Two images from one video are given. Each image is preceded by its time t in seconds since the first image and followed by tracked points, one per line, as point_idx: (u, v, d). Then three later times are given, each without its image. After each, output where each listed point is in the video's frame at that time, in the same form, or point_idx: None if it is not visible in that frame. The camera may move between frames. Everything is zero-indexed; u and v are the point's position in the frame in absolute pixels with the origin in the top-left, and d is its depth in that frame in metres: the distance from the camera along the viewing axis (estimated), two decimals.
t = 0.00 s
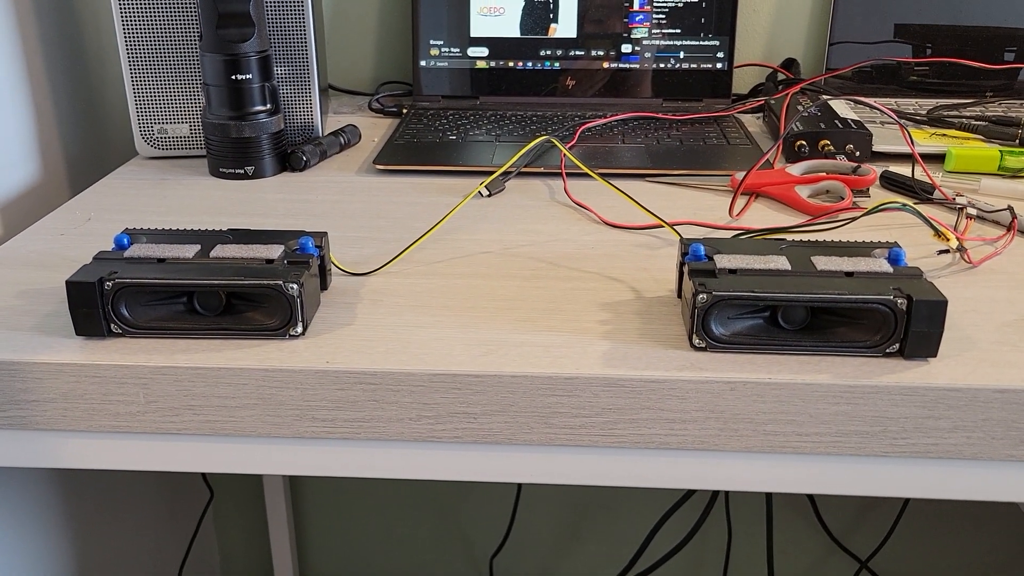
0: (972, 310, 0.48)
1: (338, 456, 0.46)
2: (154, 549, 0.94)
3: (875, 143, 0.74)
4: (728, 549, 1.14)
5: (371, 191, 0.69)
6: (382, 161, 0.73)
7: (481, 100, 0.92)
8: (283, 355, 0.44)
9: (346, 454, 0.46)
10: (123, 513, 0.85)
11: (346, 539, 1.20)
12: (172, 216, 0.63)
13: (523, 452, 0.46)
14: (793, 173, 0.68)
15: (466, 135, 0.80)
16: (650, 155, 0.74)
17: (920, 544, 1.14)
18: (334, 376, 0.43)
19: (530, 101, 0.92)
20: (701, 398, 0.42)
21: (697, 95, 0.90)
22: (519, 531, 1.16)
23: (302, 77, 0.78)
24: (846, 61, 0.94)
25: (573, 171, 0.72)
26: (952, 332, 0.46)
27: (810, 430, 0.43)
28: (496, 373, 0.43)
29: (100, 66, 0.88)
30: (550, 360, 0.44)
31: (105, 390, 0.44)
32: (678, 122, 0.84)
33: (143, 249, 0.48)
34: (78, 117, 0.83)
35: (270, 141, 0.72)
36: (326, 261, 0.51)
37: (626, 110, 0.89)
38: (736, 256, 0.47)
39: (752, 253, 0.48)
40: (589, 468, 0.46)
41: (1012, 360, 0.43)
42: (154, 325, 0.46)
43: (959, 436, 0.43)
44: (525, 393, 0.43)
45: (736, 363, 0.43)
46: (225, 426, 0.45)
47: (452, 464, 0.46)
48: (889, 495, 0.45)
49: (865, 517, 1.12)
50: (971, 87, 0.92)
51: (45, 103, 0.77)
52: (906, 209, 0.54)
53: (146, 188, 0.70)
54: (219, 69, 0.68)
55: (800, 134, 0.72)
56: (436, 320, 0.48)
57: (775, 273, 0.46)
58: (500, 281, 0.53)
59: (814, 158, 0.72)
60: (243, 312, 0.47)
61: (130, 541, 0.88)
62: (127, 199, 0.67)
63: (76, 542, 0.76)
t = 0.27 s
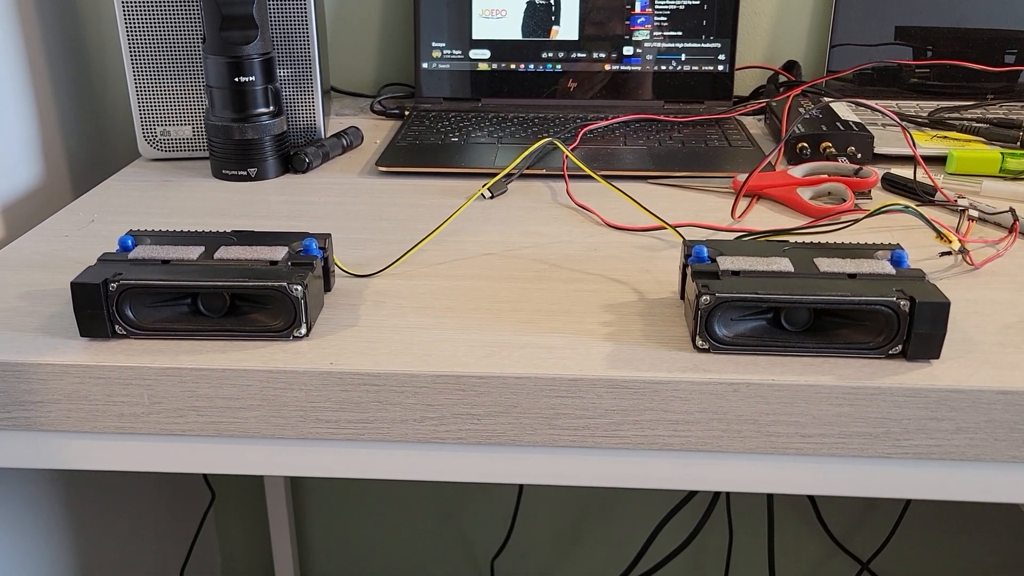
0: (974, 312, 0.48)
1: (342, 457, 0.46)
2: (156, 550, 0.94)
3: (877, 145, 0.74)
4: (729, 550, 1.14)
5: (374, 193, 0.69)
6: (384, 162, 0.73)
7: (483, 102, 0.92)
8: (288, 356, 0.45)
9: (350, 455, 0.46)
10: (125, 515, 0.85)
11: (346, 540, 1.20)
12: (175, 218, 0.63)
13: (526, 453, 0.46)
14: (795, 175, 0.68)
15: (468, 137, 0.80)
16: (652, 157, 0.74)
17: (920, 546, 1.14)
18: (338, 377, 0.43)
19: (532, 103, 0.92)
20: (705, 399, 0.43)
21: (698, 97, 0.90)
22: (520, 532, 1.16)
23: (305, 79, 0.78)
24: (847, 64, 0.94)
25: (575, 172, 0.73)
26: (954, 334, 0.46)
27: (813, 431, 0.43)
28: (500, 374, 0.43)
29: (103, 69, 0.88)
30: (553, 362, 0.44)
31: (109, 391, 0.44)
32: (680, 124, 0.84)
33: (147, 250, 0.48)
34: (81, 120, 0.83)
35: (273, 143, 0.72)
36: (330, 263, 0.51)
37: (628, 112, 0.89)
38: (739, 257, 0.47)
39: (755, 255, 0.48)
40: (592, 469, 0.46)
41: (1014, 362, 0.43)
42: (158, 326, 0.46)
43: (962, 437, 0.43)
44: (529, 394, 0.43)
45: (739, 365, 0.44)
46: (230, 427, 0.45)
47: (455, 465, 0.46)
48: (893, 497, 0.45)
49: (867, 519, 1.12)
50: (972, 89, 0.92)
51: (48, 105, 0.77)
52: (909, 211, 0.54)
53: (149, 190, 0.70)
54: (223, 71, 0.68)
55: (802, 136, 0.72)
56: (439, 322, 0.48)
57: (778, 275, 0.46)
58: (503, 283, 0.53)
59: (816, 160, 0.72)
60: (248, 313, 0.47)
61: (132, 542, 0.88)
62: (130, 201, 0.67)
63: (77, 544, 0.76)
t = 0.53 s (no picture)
0: (974, 318, 0.48)
1: (342, 462, 0.46)
2: (155, 555, 0.94)
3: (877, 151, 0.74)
4: (728, 556, 1.14)
5: (374, 198, 0.70)
6: (385, 167, 0.73)
7: (484, 107, 0.92)
8: (289, 361, 0.45)
9: (350, 459, 0.46)
10: (125, 519, 0.85)
11: (346, 545, 1.20)
12: (176, 222, 0.64)
13: (527, 458, 0.46)
14: (795, 181, 0.68)
15: (469, 142, 0.80)
16: (653, 162, 0.74)
17: (920, 551, 1.14)
18: (339, 382, 0.43)
19: (533, 108, 0.92)
20: (705, 404, 0.43)
21: (698, 103, 0.91)
22: (519, 537, 1.16)
23: (306, 83, 0.78)
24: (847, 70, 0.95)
25: (576, 177, 0.73)
26: (954, 340, 0.46)
27: (813, 436, 0.43)
28: (500, 379, 0.43)
29: (104, 73, 0.88)
30: (553, 366, 0.44)
31: (110, 395, 0.44)
32: (680, 129, 0.84)
33: (148, 254, 0.49)
34: (82, 124, 0.84)
35: (274, 147, 0.72)
36: (331, 267, 0.51)
37: (628, 117, 0.90)
38: (739, 263, 0.48)
39: (755, 261, 0.48)
40: (592, 475, 0.46)
41: (1013, 368, 0.43)
42: (159, 330, 0.46)
43: (962, 443, 0.43)
44: (529, 399, 0.43)
45: (739, 370, 0.44)
46: (230, 431, 0.45)
47: (456, 470, 0.46)
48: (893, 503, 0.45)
49: (867, 524, 1.12)
50: (971, 96, 0.92)
51: (49, 109, 0.78)
52: (909, 217, 0.54)
53: (150, 194, 0.70)
54: (224, 76, 0.68)
55: (802, 142, 0.72)
56: (440, 326, 0.48)
57: (778, 280, 0.46)
58: (503, 288, 0.53)
59: (816, 166, 0.72)
60: (248, 317, 0.47)
61: (132, 547, 0.88)
62: (132, 205, 0.68)
63: (77, 548, 0.76)
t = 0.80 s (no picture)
0: (975, 322, 0.48)
1: (345, 464, 0.46)
2: (156, 557, 0.94)
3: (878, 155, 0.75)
4: (729, 559, 1.14)
5: (377, 200, 0.70)
6: (387, 170, 0.73)
7: (486, 110, 0.92)
8: (292, 363, 0.45)
9: (352, 461, 0.46)
10: (126, 520, 0.85)
11: (346, 548, 1.20)
12: (179, 224, 0.64)
13: (529, 461, 0.46)
14: (797, 184, 0.68)
15: (471, 144, 0.80)
16: (654, 166, 0.74)
17: (920, 555, 1.14)
18: (341, 384, 0.44)
19: (535, 111, 0.92)
20: (707, 407, 0.43)
21: (700, 106, 0.91)
22: (520, 539, 1.16)
23: (308, 86, 0.78)
24: (848, 74, 0.95)
25: (578, 181, 0.73)
26: (955, 344, 0.46)
27: (814, 440, 0.43)
28: (503, 382, 0.43)
29: (107, 76, 0.88)
30: (555, 369, 0.44)
31: (113, 397, 0.45)
32: (682, 133, 0.84)
33: (152, 256, 0.49)
34: (85, 126, 0.84)
35: (277, 150, 0.73)
36: (334, 269, 0.51)
37: (630, 120, 0.90)
38: (741, 266, 0.48)
39: (757, 264, 0.48)
40: (594, 477, 0.46)
41: (1014, 372, 0.43)
42: (162, 332, 0.46)
43: (963, 447, 0.43)
44: (531, 402, 0.43)
45: (741, 373, 0.44)
46: (233, 433, 0.45)
47: (457, 472, 0.46)
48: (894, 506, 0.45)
49: (867, 528, 1.12)
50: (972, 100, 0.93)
51: (52, 112, 0.78)
52: (911, 222, 0.54)
53: (153, 196, 0.70)
54: (227, 78, 0.69)
55: (803, 146, 0.72)
56: (442, 329, 0.48)
57: (780, 284, 0.46)
58: (505, 290, 0.53)
59: (817, 170, 0.72)
60: (251, 319, 0.47)
61: (133, 549, 0.88)
62: (135, 207, 0.68)
63: (78, 550, 0.76)
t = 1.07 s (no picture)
0: (977, 327, 0.48)
1: (346, 467, 0.46)
2: (156, 559, 0.94)
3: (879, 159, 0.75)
4: (730, 563, 1.14)
5: (378, 203, 0.70)
6: (388, 173, 0.73)
7: (487, 113, 0.92)
8: (293, 366, 0.45)
9: (353, 465, 0.46)
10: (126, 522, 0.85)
11: (346, 550, 1.20)
12: (180, 226, 0.64)
13: (530, 464, 0.46)
14: (798, 188, 0.68)
15: (472, 148, 0.80)
16: (656, 169, 0.75)
17: (921, 559, 1.14)
18: (343, 387, 0.44)
19: (536, 115, 0.92)
20: (708, 411, 0.43)
21: (701, 110, 0.91)
22: (521, 542, 1.16)
23: (310, 89, 0.78)
24: (849, 78, 0.95)
25: (579, 184, 0.73)
26: (956, 348, 0.46)
27: (815, 444, 0.43)
28: (504, 385, 0.43)
29: (110, 79, 0.88)
30: (557, 373, 0.44)
31: (115, 399, 0.45)
32: (683, 136, 0.85)
33: (154, 259, 0.49)
34: (87, 129, 0.84)
35: (279, 153, 0.73)
36: (335, 272, 0.51)
37: (632, 124, 0.90)
38: (742, 271, 0.48)
39: (758, 268, 0.49)
40: (595, 481, 0.46)
41: (1016, 377, 0.43)
42: (164, 335, 0.46)
43: (964, 452, 0.43)
44: (533, 405, 0.43)
45: (743, 377, 0.44)
46: (234, 436, 0.45)
47: (459, 475, 0.46)
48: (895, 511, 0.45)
49: (867, 532, 1.12)
50: (973, 104, 0.93)
51: (55, 114, 0.78)
52: (912, 226, 0.54)
53: (155, 198, 0.70)
54: (229, 80, 0.69)
55: (804, 150, 0.73)
56: (444, 332, 0.48)
57: (781, 288, 0.46)
58: (507, 294, 0.53)
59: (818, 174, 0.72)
60: (253, 322, 0.47)
61: (133, 551, 0.88)
62: (137, 210, 0.68)
63: (78, 552, 0.76)
